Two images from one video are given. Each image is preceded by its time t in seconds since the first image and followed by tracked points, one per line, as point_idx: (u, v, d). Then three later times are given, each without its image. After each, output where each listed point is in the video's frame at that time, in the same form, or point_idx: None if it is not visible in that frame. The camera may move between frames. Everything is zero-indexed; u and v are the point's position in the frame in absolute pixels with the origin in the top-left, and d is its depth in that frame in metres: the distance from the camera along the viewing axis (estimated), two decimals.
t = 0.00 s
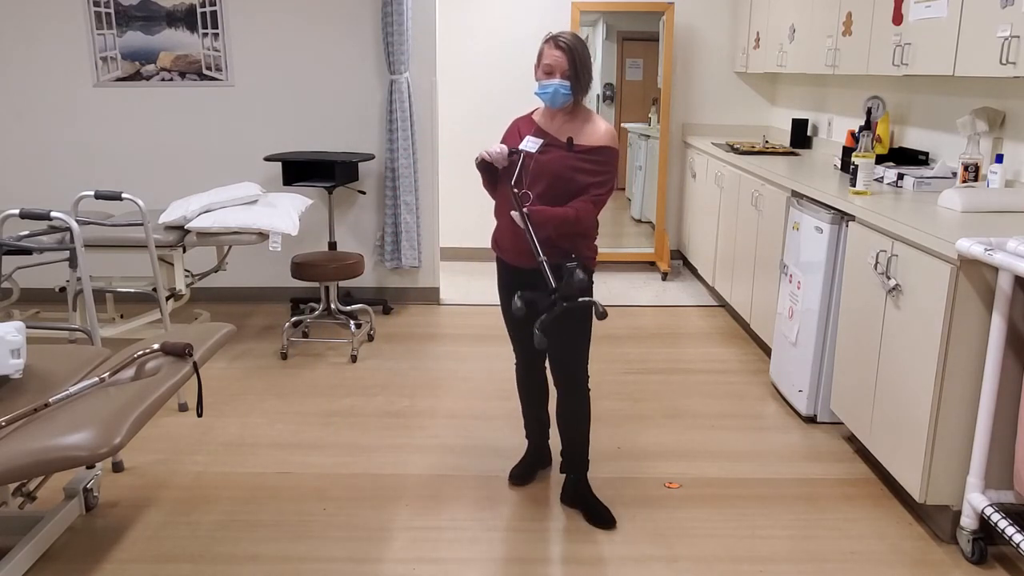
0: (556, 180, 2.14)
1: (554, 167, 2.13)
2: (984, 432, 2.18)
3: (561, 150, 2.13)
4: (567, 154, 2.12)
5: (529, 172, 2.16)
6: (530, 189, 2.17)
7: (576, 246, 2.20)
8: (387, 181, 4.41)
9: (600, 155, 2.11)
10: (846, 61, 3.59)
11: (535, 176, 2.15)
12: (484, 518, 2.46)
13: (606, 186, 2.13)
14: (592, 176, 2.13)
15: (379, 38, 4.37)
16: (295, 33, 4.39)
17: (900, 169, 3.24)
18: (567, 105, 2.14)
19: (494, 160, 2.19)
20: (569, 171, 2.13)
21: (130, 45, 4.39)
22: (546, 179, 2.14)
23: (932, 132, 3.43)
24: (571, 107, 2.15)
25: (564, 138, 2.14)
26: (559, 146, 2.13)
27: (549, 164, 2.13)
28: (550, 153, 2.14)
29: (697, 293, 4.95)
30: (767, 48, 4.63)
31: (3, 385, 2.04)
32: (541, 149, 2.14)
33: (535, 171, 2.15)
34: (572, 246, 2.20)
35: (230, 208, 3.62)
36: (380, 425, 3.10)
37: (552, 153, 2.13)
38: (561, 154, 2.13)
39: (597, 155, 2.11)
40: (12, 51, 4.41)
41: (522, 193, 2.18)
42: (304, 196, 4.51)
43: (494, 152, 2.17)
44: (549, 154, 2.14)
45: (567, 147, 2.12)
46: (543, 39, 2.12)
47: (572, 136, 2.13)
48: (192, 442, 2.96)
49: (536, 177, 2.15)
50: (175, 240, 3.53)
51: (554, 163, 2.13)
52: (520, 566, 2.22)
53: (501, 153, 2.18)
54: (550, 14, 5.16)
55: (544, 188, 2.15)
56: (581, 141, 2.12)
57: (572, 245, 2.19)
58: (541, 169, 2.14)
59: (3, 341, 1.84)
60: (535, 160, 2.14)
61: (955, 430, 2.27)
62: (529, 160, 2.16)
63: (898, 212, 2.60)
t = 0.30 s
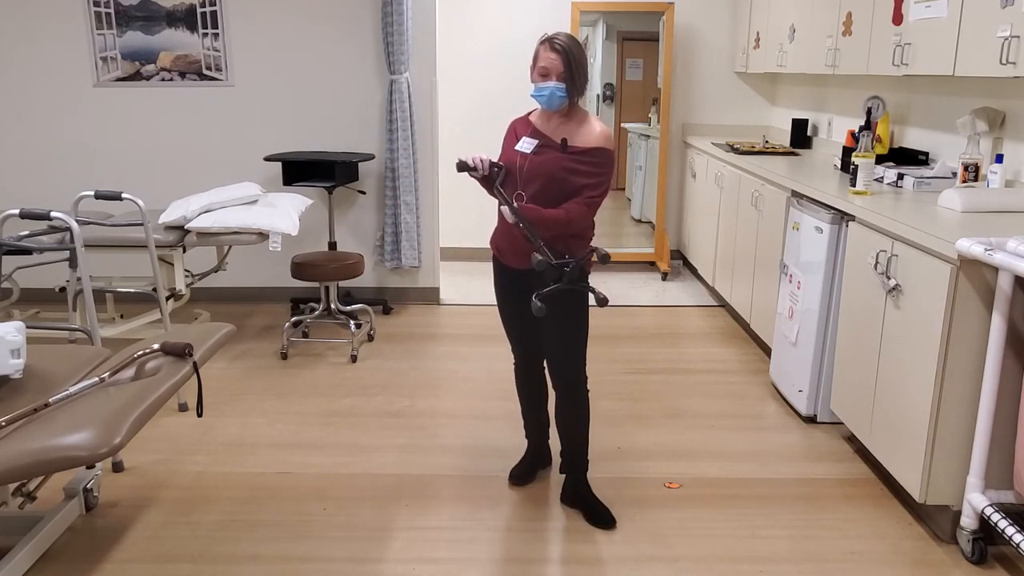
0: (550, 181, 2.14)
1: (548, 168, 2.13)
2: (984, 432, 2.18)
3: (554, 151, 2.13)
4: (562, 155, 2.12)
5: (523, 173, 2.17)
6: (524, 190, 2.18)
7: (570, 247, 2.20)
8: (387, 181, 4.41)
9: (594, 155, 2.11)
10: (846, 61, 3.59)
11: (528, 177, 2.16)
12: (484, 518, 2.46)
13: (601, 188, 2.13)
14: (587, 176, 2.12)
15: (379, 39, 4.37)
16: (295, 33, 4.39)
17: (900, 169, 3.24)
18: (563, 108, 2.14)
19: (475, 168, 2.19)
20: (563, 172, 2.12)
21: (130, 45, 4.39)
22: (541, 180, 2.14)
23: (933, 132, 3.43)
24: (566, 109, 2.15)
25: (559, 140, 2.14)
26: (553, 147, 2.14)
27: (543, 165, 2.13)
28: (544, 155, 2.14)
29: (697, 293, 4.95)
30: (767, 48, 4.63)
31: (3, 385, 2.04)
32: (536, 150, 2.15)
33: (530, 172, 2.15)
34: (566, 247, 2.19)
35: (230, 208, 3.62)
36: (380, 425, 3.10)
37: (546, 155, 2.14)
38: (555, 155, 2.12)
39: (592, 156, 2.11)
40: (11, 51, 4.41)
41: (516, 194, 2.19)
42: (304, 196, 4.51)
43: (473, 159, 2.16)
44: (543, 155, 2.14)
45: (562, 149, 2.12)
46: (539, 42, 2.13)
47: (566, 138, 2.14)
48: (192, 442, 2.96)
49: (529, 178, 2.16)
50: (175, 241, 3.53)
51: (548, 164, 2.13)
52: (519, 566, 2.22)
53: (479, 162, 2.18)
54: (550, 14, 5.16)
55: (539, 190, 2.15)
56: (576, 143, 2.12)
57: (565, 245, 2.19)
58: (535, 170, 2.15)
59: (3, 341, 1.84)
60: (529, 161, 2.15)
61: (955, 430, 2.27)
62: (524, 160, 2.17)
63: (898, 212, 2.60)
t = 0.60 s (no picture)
0: (548, 181, 2.14)
1: (545, 168, 2.13)
2: (984, 432, 2.18)
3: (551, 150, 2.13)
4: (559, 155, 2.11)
5: (520, 173, 2.17)
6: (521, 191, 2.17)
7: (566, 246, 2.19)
8: (387, 181, 4.41)
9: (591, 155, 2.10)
10: (846, 61, 3.59)
11: (525, 177, 2.16)
12: (484, 518, 2.46)
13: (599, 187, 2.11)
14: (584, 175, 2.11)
15: (379, 39, 4.37)
16: (295, 33, 4.39)
17: (900, 169, 3.24)
18: (561, 104, 2.14)
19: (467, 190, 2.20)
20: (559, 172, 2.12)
21: (130, 45, 4.39)
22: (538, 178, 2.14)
23: (932, 132, 3.43)
24: (563, 106, 2.16)
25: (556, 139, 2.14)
26: (550, 147, 2.13)
27: (540, 165, 2.13)
28: (541, 155, 2.14)
29: (697, 293, 4.95)
30: (767, 48, 4.63)
31: (3, 385, 2.04)
32: (533, 150, 2.15)
33: (528, 172, 2.15)
34: (563, 245, 2.19)
35: (230, 208, 3.62)
36: (380, 425, 3.10)
37: (543, 154, 2.13)
38: (552, 155, 2.12)
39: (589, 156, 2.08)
40: (11, 52, 4.41)
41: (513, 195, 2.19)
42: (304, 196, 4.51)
43: (457, 183, 2.19)
44: (540, 155, 2.14)
45: (559, 148, 2.11)
46: (538, 37, 2.14)
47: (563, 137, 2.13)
48: (192, 442, 2.96)
49: (526, 178, 2.16)
50: (175, 240, 3.53)
51: (546, 164, 2.13)
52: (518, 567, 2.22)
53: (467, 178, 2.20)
54: (549, 14, 5.16)
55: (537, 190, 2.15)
56: (573, 142, 2.12)
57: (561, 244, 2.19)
58: (533, 170, 2.15)
59: (3, 341, 1.84)
60: (527, 160, 2.15)
61: (955, 430, 2.27)
62: (521, 160, 2.16)
63: (898, 212, 2.60)
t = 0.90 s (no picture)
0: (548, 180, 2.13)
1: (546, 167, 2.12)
2: (984, 432, 2.18)
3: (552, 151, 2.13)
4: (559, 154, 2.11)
5: (521, 174, 2.17)
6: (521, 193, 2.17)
7: (566, 245, 2.21)
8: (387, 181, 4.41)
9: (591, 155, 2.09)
10: (846, 61, 3.59)
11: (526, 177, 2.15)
12: (484, 518, 2.46)
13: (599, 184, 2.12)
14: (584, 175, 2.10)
15: (379, 39, 4.37)
16: (295, 33, 4.39)
17: (900, 169, 3.24)
18: (562, 103, 2.14)
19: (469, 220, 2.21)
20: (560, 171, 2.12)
21: (130, 45, 4.39)
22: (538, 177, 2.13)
23: (932, 132, 3.43)
24: (564, 105, 2.16)
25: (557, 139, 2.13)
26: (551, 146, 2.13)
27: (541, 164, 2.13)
28: (542, 155, 2.13)
29: (697, 293, 4.95)
30: (767, 48, 4.63)
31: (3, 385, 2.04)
32: (534, 150, 2.14)
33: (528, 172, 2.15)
34: (563, 245, 2.21)
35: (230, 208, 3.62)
36: (380, 425, 3.11)
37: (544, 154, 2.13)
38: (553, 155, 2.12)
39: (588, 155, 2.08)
40: (11, 52, 4.41)
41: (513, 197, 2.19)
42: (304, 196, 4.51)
43: (456, 216, 2.20)
44: (541, 154, 2.13)
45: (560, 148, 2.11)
46: (538, 37, 2.14)
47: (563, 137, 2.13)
48: (192, 442, 2.96)
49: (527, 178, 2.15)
50: (175, 240, 3.53)
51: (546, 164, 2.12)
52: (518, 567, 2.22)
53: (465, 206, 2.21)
54: (549, 14, 5.16)
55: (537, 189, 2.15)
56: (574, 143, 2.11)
57: (561, 244, 2.20)
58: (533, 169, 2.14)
59: (3, 341, 1.84)
60: (527, 160, 2.14)
61: (955, 430, 2.26)
62: (521, 160, 2.16)
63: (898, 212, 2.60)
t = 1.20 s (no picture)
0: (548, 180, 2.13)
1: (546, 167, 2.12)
2: (984, 432, 2.18)
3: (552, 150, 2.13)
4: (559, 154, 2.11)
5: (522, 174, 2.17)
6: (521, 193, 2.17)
7: (567, 245, 2.20)
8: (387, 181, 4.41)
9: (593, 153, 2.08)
10: (846, 61, 3.59)
11: (526, 176, 2.15)
12: (484, 518, 2.46)
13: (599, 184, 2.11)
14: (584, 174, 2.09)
15: (379, 39, 4.37)
16: (295, 33, 4.39)
17: (900, 169, 3.24)
18: (562, 104, 2.14)
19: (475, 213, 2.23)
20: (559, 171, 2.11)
21: (130, 45, 4.39)
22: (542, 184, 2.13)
23: (932, 132, 3.43)
24: (564, 106, 2.16)
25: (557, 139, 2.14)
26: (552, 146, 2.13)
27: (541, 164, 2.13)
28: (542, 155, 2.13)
29: (697, 293, 4.95)
30: (767, 48, 4.63)
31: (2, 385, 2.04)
32: (534, 150, 2.14)
33: (529, 172, 2.15)
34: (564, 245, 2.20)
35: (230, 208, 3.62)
36: (380, 425, 3.11)
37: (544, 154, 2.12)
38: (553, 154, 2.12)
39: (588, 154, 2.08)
40: (10, 52, 4.41)
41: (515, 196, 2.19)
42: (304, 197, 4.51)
43: (462, 206, 2.23)
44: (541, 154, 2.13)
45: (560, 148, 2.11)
46: (535, 40, 2.14)
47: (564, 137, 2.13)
48: (192, 442, 2.96)
49: (527, 178, 2.15)
50: (175, 241, 3.53)
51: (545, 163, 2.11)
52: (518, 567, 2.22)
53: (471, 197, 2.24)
54: (549, 14, 5.16)
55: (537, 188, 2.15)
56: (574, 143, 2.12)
57: (561, 244, 2.20)
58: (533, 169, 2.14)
59: (3, 341, 1.84)
60: (527, 160, 2.15)
61: (955, 429, 2.26)
62: (522, 160, 2.16)
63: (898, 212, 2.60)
